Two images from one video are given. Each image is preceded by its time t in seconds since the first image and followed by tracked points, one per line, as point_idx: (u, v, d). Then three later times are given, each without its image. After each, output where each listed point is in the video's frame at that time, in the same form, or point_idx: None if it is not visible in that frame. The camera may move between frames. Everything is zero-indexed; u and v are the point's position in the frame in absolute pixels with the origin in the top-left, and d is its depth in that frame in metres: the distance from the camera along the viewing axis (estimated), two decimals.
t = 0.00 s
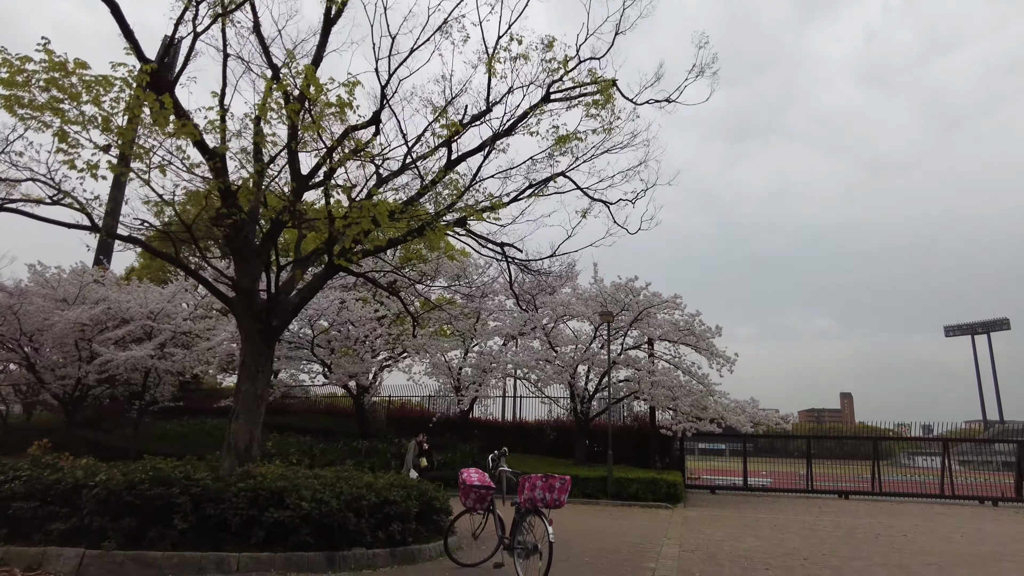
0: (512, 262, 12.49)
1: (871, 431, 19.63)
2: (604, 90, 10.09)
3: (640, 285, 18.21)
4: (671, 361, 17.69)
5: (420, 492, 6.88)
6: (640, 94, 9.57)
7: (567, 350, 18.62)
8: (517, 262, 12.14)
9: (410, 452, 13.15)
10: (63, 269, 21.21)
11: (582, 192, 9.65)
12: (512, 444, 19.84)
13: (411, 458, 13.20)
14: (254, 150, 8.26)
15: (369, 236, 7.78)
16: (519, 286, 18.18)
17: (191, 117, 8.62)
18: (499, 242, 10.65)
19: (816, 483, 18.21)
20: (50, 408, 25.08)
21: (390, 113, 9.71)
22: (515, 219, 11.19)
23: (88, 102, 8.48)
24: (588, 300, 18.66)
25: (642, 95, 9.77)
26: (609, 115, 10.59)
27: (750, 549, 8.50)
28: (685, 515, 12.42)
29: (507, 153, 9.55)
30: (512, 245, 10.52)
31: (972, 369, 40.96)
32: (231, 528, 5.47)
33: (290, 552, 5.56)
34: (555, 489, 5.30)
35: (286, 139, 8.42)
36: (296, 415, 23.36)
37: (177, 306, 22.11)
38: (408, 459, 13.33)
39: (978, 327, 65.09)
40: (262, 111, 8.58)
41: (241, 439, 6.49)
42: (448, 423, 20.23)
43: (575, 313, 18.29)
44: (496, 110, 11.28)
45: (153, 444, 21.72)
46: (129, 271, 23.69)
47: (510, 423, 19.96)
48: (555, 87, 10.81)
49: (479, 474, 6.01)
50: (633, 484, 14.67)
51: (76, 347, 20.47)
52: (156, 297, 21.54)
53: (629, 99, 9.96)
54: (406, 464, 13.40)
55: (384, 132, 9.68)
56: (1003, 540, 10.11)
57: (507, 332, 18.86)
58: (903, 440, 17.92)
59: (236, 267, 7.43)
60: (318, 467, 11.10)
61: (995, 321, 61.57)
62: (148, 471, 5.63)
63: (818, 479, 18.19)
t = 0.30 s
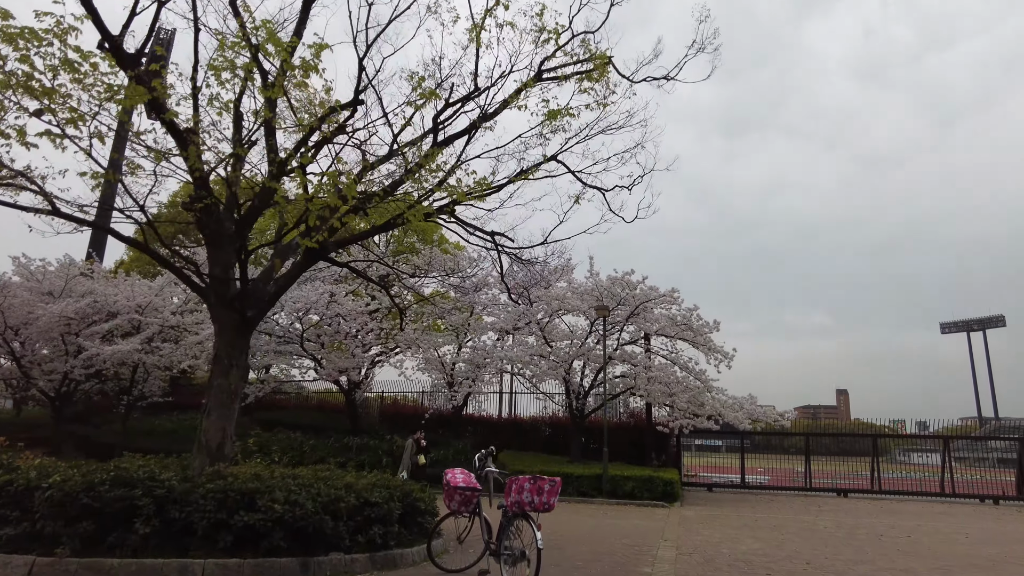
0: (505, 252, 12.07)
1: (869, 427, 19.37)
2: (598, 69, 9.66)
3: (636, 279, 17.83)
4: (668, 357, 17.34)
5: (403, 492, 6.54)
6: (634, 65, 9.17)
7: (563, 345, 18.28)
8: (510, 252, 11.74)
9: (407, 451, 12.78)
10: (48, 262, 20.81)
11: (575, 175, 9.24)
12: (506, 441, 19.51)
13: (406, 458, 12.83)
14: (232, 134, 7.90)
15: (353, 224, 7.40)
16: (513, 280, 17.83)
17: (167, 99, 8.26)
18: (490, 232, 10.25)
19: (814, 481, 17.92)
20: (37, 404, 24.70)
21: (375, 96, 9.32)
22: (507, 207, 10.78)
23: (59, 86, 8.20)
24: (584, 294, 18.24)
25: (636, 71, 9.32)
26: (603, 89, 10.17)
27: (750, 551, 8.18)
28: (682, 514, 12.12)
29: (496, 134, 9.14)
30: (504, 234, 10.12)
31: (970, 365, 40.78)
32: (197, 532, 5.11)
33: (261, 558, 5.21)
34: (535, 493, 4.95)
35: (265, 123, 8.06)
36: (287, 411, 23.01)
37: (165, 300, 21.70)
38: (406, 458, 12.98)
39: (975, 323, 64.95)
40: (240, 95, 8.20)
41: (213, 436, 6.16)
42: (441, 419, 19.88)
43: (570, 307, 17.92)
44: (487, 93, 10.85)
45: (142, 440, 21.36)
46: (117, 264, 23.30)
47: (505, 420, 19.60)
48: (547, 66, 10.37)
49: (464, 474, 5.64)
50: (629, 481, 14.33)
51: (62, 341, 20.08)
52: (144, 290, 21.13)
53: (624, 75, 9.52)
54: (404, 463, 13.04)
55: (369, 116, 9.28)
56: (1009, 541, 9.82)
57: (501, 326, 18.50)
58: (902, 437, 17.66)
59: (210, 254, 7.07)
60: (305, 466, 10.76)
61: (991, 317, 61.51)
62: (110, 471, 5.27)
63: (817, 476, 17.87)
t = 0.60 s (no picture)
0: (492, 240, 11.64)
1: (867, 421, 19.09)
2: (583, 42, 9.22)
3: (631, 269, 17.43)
4: (663, 350, 16.98)
5: (378, 488, 6.19)
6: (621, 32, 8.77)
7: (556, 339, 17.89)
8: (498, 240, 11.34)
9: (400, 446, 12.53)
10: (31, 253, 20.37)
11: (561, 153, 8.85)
12: (499, 436, 19.15)
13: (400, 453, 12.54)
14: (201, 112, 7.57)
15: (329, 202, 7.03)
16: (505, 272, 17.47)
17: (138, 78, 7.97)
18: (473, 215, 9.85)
19: (811, 476, 17.63)
20: (22, 399, 24.31)
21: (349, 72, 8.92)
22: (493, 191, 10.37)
23: (28, 59, 7.98)
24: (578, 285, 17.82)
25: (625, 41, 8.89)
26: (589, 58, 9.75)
27: (745, 548, 7.88)
28: (676, 509, 11.81)
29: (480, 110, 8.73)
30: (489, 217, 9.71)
31: (968, 359, 40.64)
32: (148, 531, 4.75)
33: (219, 559, 4.85)
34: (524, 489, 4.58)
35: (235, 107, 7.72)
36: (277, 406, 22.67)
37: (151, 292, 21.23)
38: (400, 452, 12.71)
39: (971, 319, 64.90)
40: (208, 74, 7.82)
41: (173, 428, 5.81)
42: (433, 413, 19.53)
43: (563, 299, 17.51)
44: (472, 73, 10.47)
45: (128, 435, 20.97)
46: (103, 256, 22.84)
47: (498, 414, 19.23)
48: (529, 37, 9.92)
49: (439, 470, 5.29)
50: (623, 476, 13.98)
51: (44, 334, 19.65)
52: (129, 283, 20.63)
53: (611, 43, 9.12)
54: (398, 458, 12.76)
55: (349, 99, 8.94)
56: (1012, 538, 9.55)
57: (493, 319, 18.12)
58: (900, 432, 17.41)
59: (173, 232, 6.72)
60: (285, 462, 10.41)
61: (987, 314, 61.54)
62: (56, 465, 4.90)
63: (815, 471, 17.61)
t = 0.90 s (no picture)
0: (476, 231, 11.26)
1: (862, 418, 18.81)
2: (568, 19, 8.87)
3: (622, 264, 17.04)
4: (655, 346, 16.65)
5: (351, 490, 5.84)
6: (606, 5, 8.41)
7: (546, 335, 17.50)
8: (482, 230, 10.96)
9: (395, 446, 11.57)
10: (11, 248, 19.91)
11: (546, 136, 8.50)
12: (488, 434, 18.78)
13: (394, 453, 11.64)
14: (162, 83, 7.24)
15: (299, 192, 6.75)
16: (494, 266, 17.10)
17: (113, 85, 7.81)
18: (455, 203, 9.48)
19: (806, 474, 17.38)
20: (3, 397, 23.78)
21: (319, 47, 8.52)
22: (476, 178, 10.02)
23: None
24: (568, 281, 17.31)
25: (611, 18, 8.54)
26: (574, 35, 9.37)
27: (738, 551, 7.57)
28: (667, 509, 11.53)
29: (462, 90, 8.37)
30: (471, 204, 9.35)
31: (961, 355, 40.47)
32: (95, 538, 4.41)
33: (171, 568, 4.52)
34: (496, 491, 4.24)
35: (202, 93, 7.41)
36: (264, 403, 22.31)
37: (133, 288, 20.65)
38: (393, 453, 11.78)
39: (964, 317, 64.95)
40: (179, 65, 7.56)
41: (128, 427, 5.82)
42: (422, 411, 19.16)
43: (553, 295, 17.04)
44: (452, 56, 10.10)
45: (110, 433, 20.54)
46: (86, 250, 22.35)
47: (487, 412, 18.86)
48: (512, 16, 9.56)
49: (412, 471, 4.94)
50: (614, 475, 13.67)
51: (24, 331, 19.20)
52: (110, 278, 20.05)
53: (596, 19, 8.76)
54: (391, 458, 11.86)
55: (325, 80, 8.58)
56: (1010, 538, 9.30)
57: (483, 315, 17.70)
58: (895, 429, 17.19)
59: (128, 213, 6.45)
60: (264, 462, 10.06)
61: (980, 312, 61.56)
62: None
63: (810, 469, 17.36)
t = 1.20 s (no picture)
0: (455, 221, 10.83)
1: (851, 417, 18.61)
2: None
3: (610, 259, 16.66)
4: (643, 343, 16.32)
5: (316, 492, 5.47)
6: None
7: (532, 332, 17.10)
8: (462, 220, 10.54)
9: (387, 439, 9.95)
10: None
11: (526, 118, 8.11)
12: (473, 432, 18.36)
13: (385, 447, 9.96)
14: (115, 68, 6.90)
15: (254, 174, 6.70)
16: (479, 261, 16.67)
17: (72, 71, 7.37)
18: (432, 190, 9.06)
19: (794, 474, 17.15)
20: None
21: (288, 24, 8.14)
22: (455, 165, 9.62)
23: None
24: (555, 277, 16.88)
25: None
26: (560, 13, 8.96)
27: (727, 556, 7.26)
28: (654, 510, 11.22)
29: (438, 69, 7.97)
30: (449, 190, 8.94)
31: (947, 356, 40.63)
32: (23, 547, 4.01)
33: None
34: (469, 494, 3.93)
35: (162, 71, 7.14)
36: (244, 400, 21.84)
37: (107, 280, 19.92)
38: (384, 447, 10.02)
39: (948, 319, 65.41)
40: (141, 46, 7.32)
41: (71, 423, 5.98)
42: (405, 408, 18.71)
43: (540, 291, 16.62)
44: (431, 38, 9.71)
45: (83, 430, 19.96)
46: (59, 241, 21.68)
47: (471, 409, 18.47)
48: None
49: (378, 475, 4.56)
50: (599, 475, 13.34)
51: None
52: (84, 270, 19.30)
53: None
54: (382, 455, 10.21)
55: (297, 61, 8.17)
56: (1004, 542, 9.06)
57: (468, 311, 17.22)
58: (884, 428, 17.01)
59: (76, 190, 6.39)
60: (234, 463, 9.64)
61: (965, 313, 61.96)
62: None
63: (799, 469, 17.14)
